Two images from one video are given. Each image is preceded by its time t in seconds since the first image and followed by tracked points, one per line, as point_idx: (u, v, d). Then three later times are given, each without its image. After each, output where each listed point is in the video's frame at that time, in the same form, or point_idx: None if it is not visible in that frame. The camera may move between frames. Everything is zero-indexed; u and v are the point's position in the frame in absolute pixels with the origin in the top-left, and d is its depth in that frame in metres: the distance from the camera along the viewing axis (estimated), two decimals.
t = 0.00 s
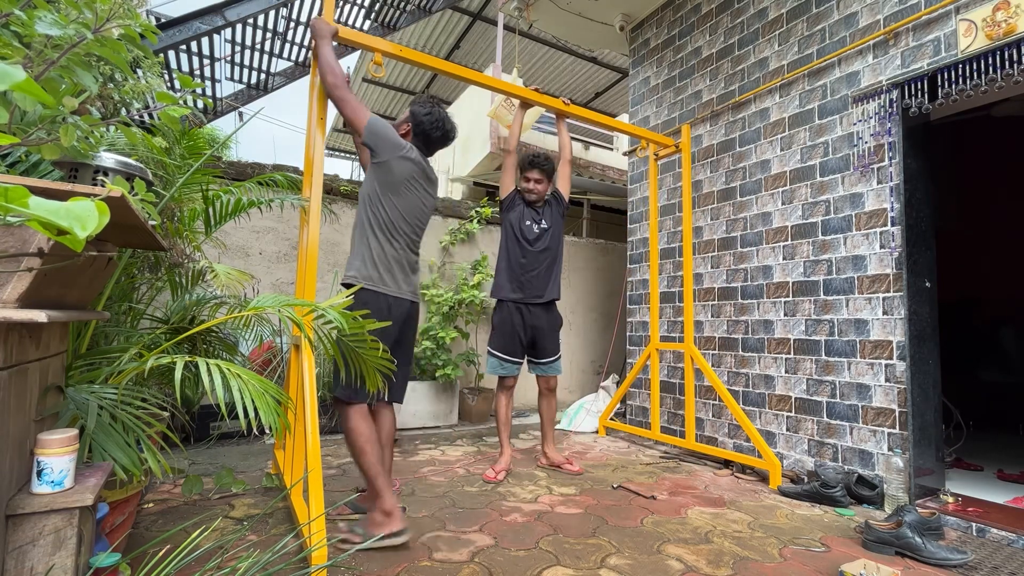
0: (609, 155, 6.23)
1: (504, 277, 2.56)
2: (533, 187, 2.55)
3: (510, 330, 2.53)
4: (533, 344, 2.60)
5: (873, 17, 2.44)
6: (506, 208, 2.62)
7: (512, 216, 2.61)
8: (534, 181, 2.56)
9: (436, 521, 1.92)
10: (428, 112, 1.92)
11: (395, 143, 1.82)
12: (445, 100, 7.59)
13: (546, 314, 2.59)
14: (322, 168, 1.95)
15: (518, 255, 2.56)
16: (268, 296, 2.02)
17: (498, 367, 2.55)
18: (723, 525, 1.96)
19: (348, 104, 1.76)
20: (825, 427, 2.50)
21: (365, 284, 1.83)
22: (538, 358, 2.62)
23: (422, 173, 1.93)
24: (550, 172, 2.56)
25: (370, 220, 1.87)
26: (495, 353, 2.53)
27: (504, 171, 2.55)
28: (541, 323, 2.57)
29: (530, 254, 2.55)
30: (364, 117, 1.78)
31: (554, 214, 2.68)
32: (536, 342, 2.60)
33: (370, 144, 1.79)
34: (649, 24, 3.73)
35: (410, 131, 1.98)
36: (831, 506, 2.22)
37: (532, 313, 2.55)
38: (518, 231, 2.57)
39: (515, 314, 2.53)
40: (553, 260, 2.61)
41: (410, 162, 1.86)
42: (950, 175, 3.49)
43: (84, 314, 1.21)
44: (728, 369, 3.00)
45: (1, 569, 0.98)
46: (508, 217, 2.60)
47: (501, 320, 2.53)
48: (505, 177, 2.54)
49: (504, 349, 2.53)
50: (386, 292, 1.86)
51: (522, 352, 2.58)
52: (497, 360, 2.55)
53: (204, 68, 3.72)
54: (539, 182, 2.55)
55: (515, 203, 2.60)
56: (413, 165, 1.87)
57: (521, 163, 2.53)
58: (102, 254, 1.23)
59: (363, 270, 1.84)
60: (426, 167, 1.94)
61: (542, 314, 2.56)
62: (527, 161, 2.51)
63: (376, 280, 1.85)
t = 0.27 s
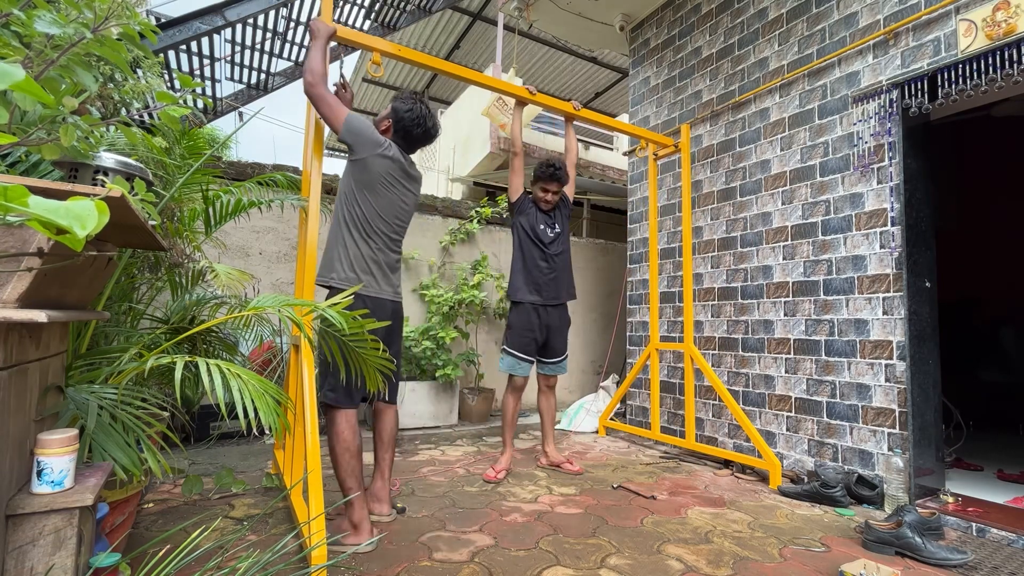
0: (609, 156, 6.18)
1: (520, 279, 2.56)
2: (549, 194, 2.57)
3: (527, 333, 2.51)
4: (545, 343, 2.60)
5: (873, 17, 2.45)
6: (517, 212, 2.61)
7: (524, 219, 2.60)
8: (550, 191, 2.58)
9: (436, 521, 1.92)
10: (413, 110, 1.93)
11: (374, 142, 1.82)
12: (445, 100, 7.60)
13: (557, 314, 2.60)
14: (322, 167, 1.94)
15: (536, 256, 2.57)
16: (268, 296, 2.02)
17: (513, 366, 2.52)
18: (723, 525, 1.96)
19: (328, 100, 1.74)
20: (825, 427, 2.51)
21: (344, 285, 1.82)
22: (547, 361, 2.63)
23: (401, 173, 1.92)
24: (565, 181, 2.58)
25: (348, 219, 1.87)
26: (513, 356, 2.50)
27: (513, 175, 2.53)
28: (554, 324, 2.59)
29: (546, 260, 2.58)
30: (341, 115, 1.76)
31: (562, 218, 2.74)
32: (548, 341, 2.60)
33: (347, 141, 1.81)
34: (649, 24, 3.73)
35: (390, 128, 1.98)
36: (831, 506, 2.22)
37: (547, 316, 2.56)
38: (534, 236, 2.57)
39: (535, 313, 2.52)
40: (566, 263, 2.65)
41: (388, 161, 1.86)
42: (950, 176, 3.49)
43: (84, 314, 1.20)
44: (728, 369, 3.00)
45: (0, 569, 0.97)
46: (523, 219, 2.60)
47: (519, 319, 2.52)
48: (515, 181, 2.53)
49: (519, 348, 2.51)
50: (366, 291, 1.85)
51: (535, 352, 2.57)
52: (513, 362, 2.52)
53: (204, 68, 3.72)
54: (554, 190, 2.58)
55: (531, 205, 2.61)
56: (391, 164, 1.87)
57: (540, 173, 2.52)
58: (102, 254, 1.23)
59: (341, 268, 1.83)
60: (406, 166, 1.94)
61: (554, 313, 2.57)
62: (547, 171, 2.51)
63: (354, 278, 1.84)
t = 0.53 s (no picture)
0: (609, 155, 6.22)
1: (522, 281, 2.55)
2: (552, 194, 2.57)
3: (533, 334, 2.51)
4: (557, 343, 2.58)
5: (873, 17, 2.45)
6: (518, 213, 2.62)
7: (525, 220, 2.61)
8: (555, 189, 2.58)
9: (436, 521, 1.92)
10: (408, 111, 1.94)
11: (368, 141, 1.82)
12: (445, 100, 7.60)
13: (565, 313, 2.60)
14: (322, 168, 1.94)
15: (539, 257, 2.57)
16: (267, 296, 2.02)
17: (526, 370, 2.52)
18: (723, 525, 1.96)
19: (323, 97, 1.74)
20: (825, 427, 2.51)
21: (335, 284, 1.81)
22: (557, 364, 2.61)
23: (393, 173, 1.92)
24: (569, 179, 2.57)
25: (340, 217, 1.87)
26: (525, 360, 2.49)
27: (514, 175, 2.52)
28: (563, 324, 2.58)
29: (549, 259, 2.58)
30: (337, 113, 1.76)
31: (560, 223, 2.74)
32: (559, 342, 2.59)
33: (342, 138, 1.80)
34: (649, 24, 3.73)
35: (383, 126, 1.98)
36: (831, 506, 2.22)
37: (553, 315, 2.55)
38: (536, 236, 2.57)
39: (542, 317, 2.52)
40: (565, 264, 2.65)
41: (381, 160, 1.86)
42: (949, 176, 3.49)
43: (83, 314, 1.20)
44: (728, 369, 3.00)
45: (1, 569, 0.97)
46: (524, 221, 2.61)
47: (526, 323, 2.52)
48: (515, 181, 2.53)
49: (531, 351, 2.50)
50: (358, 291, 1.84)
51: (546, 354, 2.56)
52: (524, 366, 2.51)
53: (204, 68, 3.71)
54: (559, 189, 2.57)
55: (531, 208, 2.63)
56: (384, 163, 1.87)
57: (545, 172, 2.52)
58: (102, 254, 1.23)
59: (332, 267, 1.82)
60: (399, 165, 1.94)
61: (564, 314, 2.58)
62: (552, 171, 2.52)
63: (347, 277, 1.84)
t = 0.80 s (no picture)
0: (609, 155, 6.21)
1: (521, 278, 2.55)
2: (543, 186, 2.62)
3: (535, 332, 2.50)
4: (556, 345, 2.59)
5: (873, 17, 2.44)
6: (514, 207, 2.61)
7: (522, 214, 2.61)
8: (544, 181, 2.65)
9: (436, 521, 1.92)
10: (404, 110, 1.94)
11: (365, 140, 1.83)
12: (445, 100, 7.60)
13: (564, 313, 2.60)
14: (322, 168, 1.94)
15: (537, 250, 2.57)
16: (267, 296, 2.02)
17: (526, 374, 2.51)
18: (724, 525, 1.96)
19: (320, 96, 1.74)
20: (825, 427, 2.51)
21: (336, 284, 1.81)
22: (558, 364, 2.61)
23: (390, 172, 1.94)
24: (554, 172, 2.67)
25: (339, 217, 1.86)
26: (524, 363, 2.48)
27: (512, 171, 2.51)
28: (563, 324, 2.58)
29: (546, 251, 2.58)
30: (334, 112, 1.76)
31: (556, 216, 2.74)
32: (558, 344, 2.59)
33: (339, 137, 1.80)
34: (649, 24, 3.73)
35: (379, 125, 1.98)
36: (831, 506, 2.22)
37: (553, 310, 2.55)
38: (533, 229, 2.57)
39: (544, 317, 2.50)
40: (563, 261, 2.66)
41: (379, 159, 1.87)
42: (949, 176, 3.50)
43: (84, 314, 1.20)
44: (728, 369, 3.00)
45: (1, 569, 0.97)
46: (519, 215, 2.60)
47: (527, 322, 2.49)
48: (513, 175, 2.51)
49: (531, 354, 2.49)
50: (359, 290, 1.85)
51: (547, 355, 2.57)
52: (524, 370, 2.50)
53: (204, 68, 3.71)
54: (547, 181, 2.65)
55: (527, 198, 2.63)
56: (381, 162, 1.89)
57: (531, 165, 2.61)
58: (102, 254, 1.23)
59: (332, 267, 1.82)
60: (394, 163, 1.96)
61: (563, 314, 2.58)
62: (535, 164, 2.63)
63: (348, 276, 1.84)
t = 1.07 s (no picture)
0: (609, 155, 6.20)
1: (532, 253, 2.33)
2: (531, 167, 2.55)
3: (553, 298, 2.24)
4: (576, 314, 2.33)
5: (873, 17, 2.44)
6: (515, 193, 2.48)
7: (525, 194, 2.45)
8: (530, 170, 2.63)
9: (436, 521, 1.92)
10: (401, 110, 1.94)
11: (364, 140, 1.83)
12: (445, 100, 7.60)
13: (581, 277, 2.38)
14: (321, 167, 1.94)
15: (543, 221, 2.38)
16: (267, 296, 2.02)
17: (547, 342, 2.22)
18: (724, 525, 1.96)
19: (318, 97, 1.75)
20: (825, 427, 2.51)
21: (337, 283, 1.81)
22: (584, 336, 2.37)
23: (388, 172, 1.94)
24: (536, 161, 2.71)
25: (339, 217, 1.87)
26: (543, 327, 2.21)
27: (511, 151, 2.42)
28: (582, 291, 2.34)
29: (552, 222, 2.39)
30: (332, 112, 1.77)
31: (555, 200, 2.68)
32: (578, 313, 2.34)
33: (337, 137, 1.80)
34: (649, 24, 3.73)
35: (376, 125, 1.98)
36: (831, 506, 2.22)
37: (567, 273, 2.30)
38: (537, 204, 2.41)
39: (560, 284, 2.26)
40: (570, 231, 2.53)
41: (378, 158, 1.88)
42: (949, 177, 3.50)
43: (83, 314, 1.20)
44: (728, 369, 3.00)
45: (1, 569, 0.98)
46: (521, 212, 2.42)
47: (542, 294, 2.24)
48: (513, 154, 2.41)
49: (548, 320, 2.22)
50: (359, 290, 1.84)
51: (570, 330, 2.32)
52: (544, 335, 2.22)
53: (204, 68, 3.72)
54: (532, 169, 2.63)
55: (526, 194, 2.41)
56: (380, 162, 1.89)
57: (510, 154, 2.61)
58: (102, 254, 1.23)
59: (334, 266, 1.82)
60: (392, 164, 1.96)
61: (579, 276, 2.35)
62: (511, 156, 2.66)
63: (349, 275, 1.84)
